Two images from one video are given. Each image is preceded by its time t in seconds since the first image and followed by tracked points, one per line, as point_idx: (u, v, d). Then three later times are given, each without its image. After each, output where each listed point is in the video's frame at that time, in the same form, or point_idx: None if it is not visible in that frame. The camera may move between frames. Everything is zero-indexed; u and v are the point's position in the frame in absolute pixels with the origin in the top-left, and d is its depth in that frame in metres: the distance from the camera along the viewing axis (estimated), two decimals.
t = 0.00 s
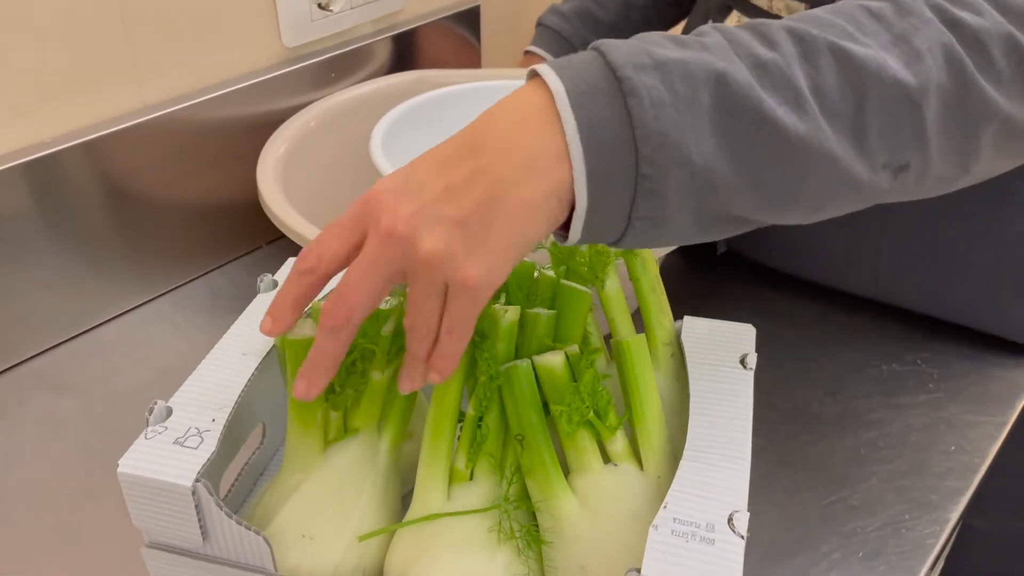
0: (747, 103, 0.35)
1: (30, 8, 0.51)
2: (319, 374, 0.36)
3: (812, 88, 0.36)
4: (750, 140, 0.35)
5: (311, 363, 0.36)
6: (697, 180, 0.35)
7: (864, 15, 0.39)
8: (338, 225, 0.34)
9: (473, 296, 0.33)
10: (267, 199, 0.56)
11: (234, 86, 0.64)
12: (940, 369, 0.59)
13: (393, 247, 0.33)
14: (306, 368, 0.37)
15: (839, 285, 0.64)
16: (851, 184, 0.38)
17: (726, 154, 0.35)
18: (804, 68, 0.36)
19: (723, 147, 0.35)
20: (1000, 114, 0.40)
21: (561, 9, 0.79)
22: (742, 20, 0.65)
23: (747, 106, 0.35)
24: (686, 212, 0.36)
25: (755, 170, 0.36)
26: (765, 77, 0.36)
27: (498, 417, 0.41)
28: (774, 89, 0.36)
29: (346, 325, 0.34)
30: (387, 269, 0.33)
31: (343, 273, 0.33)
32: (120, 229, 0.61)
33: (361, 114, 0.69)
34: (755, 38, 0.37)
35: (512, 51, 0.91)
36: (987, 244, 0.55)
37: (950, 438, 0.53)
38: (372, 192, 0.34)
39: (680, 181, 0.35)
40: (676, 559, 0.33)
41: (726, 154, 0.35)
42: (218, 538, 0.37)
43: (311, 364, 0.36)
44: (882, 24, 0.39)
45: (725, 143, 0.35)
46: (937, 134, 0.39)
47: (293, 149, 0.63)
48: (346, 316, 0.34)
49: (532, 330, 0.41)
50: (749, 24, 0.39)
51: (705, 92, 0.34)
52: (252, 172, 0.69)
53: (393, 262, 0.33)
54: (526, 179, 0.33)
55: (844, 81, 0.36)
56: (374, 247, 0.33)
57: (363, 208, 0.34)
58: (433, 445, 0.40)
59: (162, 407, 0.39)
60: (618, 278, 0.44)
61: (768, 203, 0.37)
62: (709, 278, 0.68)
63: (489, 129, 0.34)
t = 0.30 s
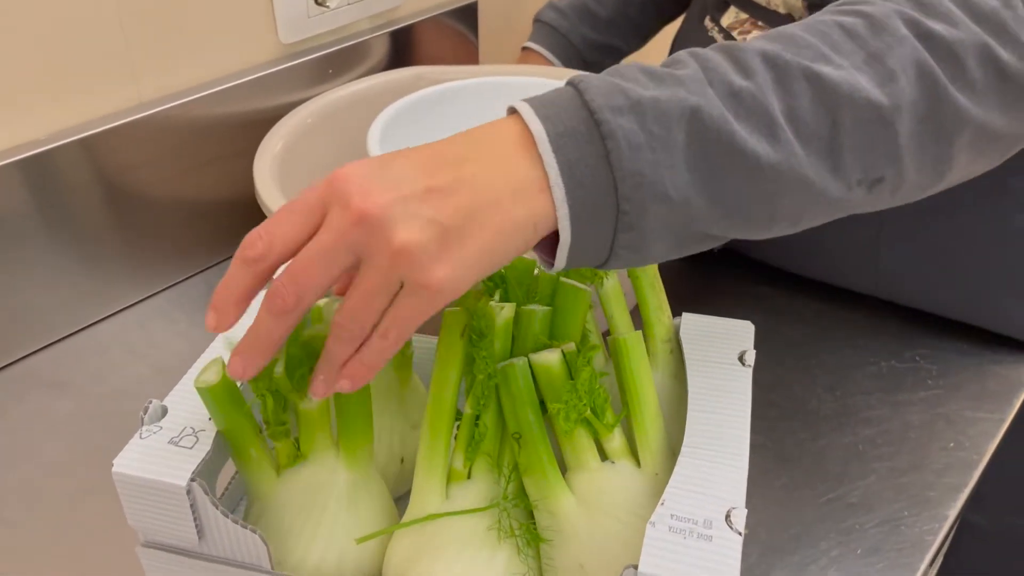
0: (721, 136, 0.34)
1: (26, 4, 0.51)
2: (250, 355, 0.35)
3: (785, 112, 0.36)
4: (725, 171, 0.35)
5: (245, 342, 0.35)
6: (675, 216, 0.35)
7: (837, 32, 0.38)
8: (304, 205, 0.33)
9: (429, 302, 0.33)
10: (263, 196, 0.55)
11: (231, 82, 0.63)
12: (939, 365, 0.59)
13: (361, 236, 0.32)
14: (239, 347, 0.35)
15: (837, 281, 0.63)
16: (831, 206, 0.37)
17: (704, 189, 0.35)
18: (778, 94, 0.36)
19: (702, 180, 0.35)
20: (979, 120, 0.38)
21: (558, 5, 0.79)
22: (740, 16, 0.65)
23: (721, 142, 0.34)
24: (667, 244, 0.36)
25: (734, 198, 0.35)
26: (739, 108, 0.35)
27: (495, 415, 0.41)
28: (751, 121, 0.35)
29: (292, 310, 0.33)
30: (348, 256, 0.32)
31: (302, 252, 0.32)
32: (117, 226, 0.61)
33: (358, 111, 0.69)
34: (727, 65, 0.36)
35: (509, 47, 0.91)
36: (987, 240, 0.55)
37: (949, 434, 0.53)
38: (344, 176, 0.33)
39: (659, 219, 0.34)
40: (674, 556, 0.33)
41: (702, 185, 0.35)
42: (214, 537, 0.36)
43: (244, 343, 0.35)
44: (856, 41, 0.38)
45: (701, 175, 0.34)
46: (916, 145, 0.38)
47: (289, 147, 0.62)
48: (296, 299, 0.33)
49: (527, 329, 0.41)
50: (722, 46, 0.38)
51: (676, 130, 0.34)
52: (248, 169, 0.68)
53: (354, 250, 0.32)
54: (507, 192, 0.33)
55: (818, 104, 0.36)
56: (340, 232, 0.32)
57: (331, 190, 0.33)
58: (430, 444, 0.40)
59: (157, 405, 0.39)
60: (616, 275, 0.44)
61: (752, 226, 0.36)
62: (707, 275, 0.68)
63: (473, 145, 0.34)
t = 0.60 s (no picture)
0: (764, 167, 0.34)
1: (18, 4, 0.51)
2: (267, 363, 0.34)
3: (828, 142, 0.36)
4: (767, 202, 0.35)
5: (260, 350, 0.34)
6: (715, 247, 0.34)
7: (874, 56, 0.38)
8: (352, 229, 0.32)
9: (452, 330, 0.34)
10: (259, 194, 0.55)
11: (226, 81, 0.63)
12: (935, 364, 0.59)
13: (408, 276, 0.31)
14: (253, 353, 0.34)
15: (833, 280, 0.63)
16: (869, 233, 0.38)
17: (745, 222, 0.35)
18: (819, 121, 0.36)
19: (741, 213, 0.35)
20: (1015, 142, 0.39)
21: (552, 4, 0.78)
22: (737, 14, 0.65)
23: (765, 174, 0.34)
24: (706, 277, 0.35)
25: (776, 228, 0.35)
26: (783, 138, 0.35)
27: (492, 415, 0.41)
28: (792, 152, 0.35)
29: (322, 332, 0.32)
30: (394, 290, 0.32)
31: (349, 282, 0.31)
32: (111, 225, 0.61)
33: (354, 110, 0.69)
34: (769, 91, 0.36)
35: (504, 45, 0.91)
36: (982, 239, 0.55)
37: (944, 433, 0.54)
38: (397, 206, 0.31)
39: (700, 253, 0.34)
40: (669, 557, 0.33)
41: (742, 213, 0.35)
42: (209, 536, 0.36)
43: (256, 348, 0.34)
44: (899, 63, 0.38)
45: (742, 204, 0.35)
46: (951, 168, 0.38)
47: (284, 146, 0.62)
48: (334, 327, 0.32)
49: (524, 328, 0.41)
50: (761, 68, 0.38)
51: (720, 161, 0.34)
52: (242, 168, 0.68)
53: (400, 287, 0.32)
54: (552, 232, 0.33)
55: (858, 130, 0.36)
56: (395, 271, 0.31)
57: (381, 217, 0.31)
58: (426, 442, 0.40)
59: (152, 404, 0.39)
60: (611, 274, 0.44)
61: (789, 257, 0.36)
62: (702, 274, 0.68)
63: (519, 176, 0.33)
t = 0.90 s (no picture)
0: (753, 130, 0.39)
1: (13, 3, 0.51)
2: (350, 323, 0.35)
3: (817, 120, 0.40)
4: (753, 164, 0.39)
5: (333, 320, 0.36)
6: (703, 198, 0.39)
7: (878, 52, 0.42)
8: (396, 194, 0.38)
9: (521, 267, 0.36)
10: (254, 193, 0.55)
11: (221, 80, 0.63)
12: (930, 361, 0.59)
13: (450, 216, 0.36)
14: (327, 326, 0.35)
15: (828, 278, 0.64)
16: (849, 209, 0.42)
17: (733, 177, 0.40)
18: (809, 102, 0.40)
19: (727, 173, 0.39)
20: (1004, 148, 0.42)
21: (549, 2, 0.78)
22: (734, 13, 0.65)
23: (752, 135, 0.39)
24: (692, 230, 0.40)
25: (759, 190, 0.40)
26: (776, 108, 0.40)
27: (486, 413, 0.41)
28: (782, 125, 0.40)
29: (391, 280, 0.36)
30: (447, 228, 0.36)
31: (409, 231, 0.37)
32: (106, 224, 0.61)
33: (349, 109, 0.69)
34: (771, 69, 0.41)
35: (500, 44, 0.91)
36: (977, 237, 0.55)
37: (939, 430, 0.54)
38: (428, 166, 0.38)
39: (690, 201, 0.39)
40: (661, 555, 0.33)
41: (730, 174, 0.39)
42: (203, 534, 0.36)
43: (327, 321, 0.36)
44: (894, 60, 0.42)
45: (730, 165, 0.39)
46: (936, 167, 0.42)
47: (279, 145, 0.62)
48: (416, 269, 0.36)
49: (520, 325, 0.41)
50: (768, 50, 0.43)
51: (716, 126, 0.39)
52: (237, 166, 0.68)
53: (453, 223, 0.36)
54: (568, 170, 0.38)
55: (846, 112, 0.40)
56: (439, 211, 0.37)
57: (422, 180, 0.38)
58: (420, 439, 0.40)
59: (146, 403, 0.38)
60: (605, 272, 0.44)
61: (769, 220, 0.41)
62: (697, 273, 0.68)
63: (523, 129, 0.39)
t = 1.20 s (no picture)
0: (708, 115, 0.40)
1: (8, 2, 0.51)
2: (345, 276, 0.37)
3: (780, 104, 0.41)
4: (715, 142, 0.41)
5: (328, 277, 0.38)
6: (668, 168, 0.41)
7: (847, 40, 0.42)
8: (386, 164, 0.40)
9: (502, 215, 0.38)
10: (250, 192, 0.55)
11: (217, 78, 0.63)
12: (927, 359, 0.59)
13: (436, 176, 0.38)
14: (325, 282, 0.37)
15: (825, 276, 0.64)
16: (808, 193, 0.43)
17: (696, 152, 0.41)
18: (768, 89, 0.41)
19: (684, 154, 0.41)
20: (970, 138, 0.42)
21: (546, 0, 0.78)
22: (732, 9, 0.65)
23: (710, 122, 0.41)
24: (661, 204, 0.43)
25: (714, 172, 0.41)
26: (735, 93, 0.41)
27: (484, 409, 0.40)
28: (741, 110, 0.41)
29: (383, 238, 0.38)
30: (433, 187, 0.38)
31: (400, 194, 0.38)
32: (102, 223, 0.61)
33: (345, 109, 0.69)
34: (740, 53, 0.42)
35: (498, 43, 0.91)
36: (974, 235, 0.55)
37: (935, 428, 0.54)
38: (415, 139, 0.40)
39: (654, 172, 0.41)
40: (656, 551, 0.33)
41: (691, 154, 0.41)
42: (198, 532, 0.36)
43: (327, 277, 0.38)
44: (859, 49, 0.42)
45: (693, 143, 0.41)
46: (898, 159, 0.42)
47: (275, 143, 0.62)
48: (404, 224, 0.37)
49: (518, 323, 0.40)
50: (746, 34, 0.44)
51: (676, 109, 0.41)
52: (233, 165, 0.68)
53: (437, 182, 0.38)
54: (545, 135, 0.40)
55: (809, 98, 0.40)
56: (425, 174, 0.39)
57: (409, 152, 0.40)
58: (417, 437, 0.40)
59: (141, 401, 0.38)
60: (601, 271, 0.43)
61: (734, 197, 0.43)
62: (694, 271, 0.68)
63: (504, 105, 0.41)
